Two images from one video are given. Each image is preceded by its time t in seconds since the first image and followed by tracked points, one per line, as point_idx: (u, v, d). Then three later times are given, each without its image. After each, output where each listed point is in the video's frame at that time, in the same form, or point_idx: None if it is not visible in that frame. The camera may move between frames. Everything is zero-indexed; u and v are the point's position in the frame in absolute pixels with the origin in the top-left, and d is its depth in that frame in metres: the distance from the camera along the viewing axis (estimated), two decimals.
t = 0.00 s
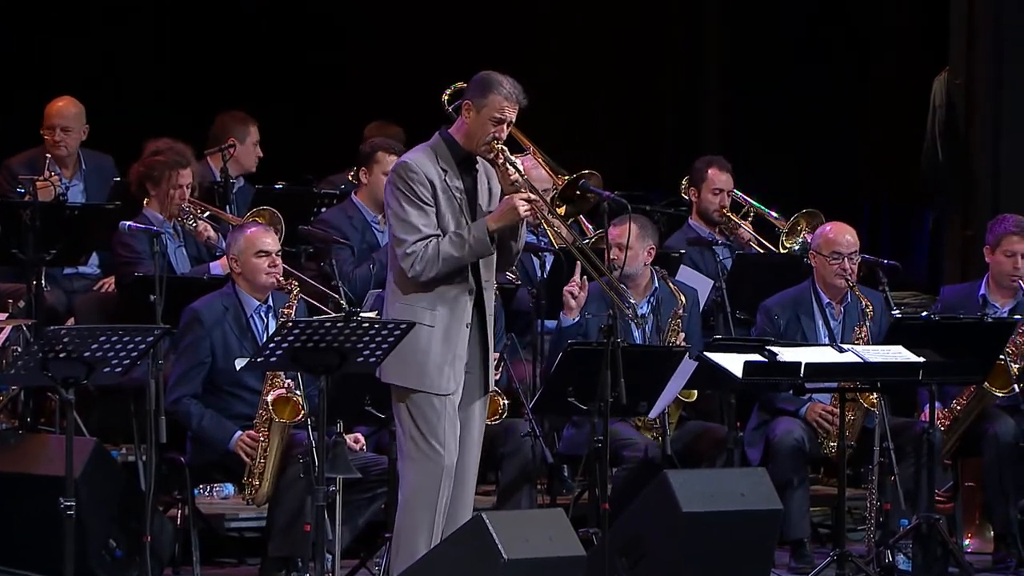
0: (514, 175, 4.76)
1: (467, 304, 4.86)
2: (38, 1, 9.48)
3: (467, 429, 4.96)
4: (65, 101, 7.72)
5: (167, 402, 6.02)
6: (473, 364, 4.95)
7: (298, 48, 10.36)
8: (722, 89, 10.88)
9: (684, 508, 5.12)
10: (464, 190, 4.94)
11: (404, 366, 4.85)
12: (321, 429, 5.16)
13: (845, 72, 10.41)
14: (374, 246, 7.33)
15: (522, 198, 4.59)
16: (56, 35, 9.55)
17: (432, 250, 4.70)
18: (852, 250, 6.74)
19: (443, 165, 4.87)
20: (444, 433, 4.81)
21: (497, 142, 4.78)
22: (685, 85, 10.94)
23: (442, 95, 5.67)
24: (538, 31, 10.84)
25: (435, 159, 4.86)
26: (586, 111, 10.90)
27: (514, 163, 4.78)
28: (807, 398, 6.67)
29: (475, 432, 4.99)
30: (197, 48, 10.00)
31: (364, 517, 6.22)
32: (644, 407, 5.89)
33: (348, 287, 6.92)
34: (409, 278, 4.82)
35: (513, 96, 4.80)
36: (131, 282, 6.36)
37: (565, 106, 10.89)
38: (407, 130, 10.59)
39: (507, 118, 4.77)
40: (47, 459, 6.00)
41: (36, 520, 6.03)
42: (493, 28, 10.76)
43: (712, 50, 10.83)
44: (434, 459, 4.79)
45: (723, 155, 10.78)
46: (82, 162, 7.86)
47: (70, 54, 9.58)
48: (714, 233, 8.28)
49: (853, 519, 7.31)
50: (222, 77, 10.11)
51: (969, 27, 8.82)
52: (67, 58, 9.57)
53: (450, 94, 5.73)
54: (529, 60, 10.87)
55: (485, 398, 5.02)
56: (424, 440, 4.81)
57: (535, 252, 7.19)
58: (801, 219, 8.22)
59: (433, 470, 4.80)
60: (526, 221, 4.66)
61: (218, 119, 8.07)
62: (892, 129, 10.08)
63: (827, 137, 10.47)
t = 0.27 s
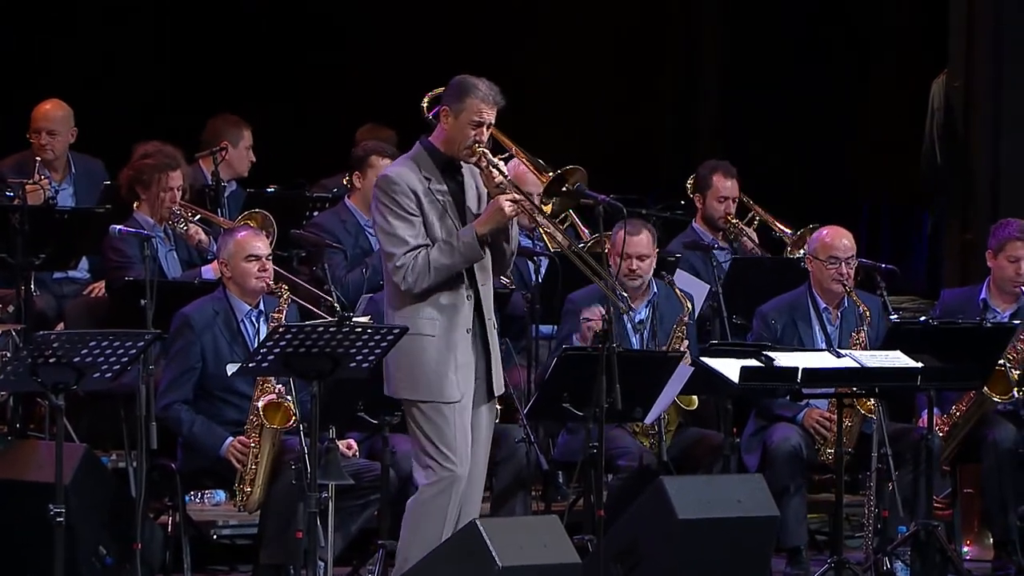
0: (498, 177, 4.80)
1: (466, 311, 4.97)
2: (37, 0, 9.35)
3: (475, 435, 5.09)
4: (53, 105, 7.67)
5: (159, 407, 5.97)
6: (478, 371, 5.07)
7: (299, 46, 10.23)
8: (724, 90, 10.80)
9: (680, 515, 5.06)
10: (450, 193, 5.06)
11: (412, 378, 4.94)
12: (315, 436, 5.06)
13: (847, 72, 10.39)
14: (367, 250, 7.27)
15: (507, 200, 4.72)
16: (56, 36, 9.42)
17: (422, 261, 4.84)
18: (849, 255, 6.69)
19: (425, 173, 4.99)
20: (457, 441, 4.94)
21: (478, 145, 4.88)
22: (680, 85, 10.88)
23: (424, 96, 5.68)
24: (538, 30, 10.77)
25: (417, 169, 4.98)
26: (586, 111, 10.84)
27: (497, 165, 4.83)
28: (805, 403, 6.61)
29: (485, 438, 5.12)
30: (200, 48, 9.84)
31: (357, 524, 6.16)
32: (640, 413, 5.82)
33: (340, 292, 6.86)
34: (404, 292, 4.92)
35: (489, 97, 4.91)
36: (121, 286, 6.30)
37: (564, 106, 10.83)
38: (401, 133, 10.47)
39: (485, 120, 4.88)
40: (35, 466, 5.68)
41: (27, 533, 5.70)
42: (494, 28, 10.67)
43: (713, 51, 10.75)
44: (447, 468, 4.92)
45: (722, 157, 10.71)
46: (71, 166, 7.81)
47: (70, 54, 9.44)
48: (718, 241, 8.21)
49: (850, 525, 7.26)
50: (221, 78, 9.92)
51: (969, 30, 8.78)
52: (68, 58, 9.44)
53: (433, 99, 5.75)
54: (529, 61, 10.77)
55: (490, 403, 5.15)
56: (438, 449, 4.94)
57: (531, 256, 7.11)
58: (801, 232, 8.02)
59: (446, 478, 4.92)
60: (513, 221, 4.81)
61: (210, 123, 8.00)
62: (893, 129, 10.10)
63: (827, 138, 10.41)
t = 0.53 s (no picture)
0: (483, 181, 4.81)
1: (466, 319, 4.93)
2: None
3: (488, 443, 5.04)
4: (42, 106, 7.61)
5: (148, 412, 5.90)
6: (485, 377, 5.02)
7: (299, 44, 10.12)
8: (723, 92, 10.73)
9: (677, 521, 5.00)
10: (437, 201, 5.03)
11: (421, 392, 4.90)
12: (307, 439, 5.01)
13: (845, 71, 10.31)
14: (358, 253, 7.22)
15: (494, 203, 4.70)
16: (56, 36, 9.30)
17: (416, 276, 4.80)
18: (848, 261, 6.64)
19: (410, 186, 4.95)
20: (472, 451, 4.89)
21: (461, 153, 4.86)
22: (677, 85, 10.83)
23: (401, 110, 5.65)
24: (537, 30, 10.72)
25: (402, 184, 4.94)
26: (586, 111, 10.79)
27: (481, 169, 4.83)
28: (802, 409, 6.55)
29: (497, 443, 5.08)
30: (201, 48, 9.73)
31: (349, 531, 6.10)
32: (636, 417, 5.76)
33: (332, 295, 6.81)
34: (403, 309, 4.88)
35: (466, 103, 4.90)
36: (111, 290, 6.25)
37: (564, 106, 10.77)
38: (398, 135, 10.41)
39: (464, 126, 4.87)
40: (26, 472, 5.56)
41: (23, 537, 5.61)
42: (493, 27, 10.63)
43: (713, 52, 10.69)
44: (467, 479, 4.87)
45: (721, 158, 10.63)
46: (60, 169, 7.74)
47: (68, 54, 9.32)
48: (723, 246, 8.15)
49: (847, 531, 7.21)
50: (218, 78, 9.82)
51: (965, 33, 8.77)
52: (68, 59, 9.32)
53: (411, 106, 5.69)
54: (528, 62, 10.71)
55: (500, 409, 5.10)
56: (455, 461, 4.89)
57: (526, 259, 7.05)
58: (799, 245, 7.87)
59: (464, 488, 4.87)
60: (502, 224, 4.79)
61: (202, 126, 7.93)
62: (893, 128, 10.10)
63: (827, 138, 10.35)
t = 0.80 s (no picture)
0: (474, 184, 4.77)
1: (460, 323, 4.88)
2: None
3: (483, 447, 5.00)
4: (30, 107, 7.58)
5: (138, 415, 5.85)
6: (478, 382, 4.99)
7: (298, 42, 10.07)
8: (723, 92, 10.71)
9: (671, 526, 4.95)
10: (428, 204, 4.98)
11: (417, 396, 4.85)
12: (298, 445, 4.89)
13: (844, 71, 10.28)
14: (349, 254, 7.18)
15: (487, 206, 4.65)
16: (56, 36, 9.27)
17: (409, 280, 4.75)
18: (845, 266, 6.59)
19: (400, 191, 4.90)
20: (469, 454, 4.85)
21: (451, 155, 4.82)
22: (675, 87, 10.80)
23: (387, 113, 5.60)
24: (538, 30, 10.69)
25: (392, 188, 4.89)
26: (586, 112, 10.76)
27: (472, 171, 4.79)
28: (796, 412, 6.51)
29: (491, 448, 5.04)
30: (200, 48, 9.70)
31: (340, 536, 6.06)
32: (629, 420, 5.72)
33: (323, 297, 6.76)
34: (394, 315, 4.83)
35: (455, 106, 4.86)
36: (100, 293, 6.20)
37: (564, 106, 10.75)
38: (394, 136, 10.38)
39: (454, 128, 4.83)
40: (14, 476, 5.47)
41: (11, 540, 5.55)
42: (493, 28, 10.61)
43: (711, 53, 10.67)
44: (465, 483, 4.82)
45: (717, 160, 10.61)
46: (48, 170, 7.70)
47: (66, 53, 9.29)
48: (722, 248, 8.11)
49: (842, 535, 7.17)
50: (220, 77, 9.74)
51: (966, 32, 8.69)
52: (69, 59, 9.30)
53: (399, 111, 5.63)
54: (527, 62, 10.68)
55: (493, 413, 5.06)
56: (452, 465, 4.84)
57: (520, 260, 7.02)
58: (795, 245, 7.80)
59: (461, 492, 4.82)
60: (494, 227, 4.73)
61: (193, 127, 7.89)
62: (893, 128, 10.04)
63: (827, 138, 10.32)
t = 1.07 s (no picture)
0: (469, 185, 4.72)
1: (440, 322, 4.83)
2: None
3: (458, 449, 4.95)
4: (18, 107, 7.51)
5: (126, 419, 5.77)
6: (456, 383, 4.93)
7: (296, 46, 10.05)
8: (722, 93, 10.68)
9: (664, 530, 4.89)
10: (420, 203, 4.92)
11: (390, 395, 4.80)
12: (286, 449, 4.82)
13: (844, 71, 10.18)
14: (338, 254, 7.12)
15: (481, 210, 4.58)
16: (56, 36, 9.19)
17: (393, 274, 4.70)
18: (839, 269, 6.54)
19: (394, 183, 4.84)
20: (440, 457, 4.80)
21: (449, 154, 4.75)
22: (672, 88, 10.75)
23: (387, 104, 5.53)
24: (537, 29, 10.63)
25: (386, 179, 4.83)
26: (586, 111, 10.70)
27: (468, 172, 4.74)
28: (790, 416, 6.46)
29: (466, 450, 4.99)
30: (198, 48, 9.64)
31: (330, 540, 6.00)
32: (621, 425, 5.66)
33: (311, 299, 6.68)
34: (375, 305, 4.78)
35: (458, 104, 4.79)
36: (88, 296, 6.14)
37: (564, 106, 10.69)
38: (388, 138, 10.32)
39: (455, 127, 4.75)
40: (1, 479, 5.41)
41: None
42: (493, 28, 10.56)
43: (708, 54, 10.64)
44: (434, 485, 4.78)
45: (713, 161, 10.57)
46: (33, 171, 7.63)
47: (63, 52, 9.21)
48: (717, 248, 8.06)
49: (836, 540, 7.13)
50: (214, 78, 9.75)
51: (963, 32, 8.63)
52: (66, 58, 9.22)
53: (398, 102, 5.56)
54: (525, 62, 10.63)
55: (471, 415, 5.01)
56: (422, 467, 4.80)
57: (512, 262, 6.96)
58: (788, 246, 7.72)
59: (431, 495, 4.78)
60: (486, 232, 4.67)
61: (180, 128, 7.83)
62: (893, 128, 9.94)
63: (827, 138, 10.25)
